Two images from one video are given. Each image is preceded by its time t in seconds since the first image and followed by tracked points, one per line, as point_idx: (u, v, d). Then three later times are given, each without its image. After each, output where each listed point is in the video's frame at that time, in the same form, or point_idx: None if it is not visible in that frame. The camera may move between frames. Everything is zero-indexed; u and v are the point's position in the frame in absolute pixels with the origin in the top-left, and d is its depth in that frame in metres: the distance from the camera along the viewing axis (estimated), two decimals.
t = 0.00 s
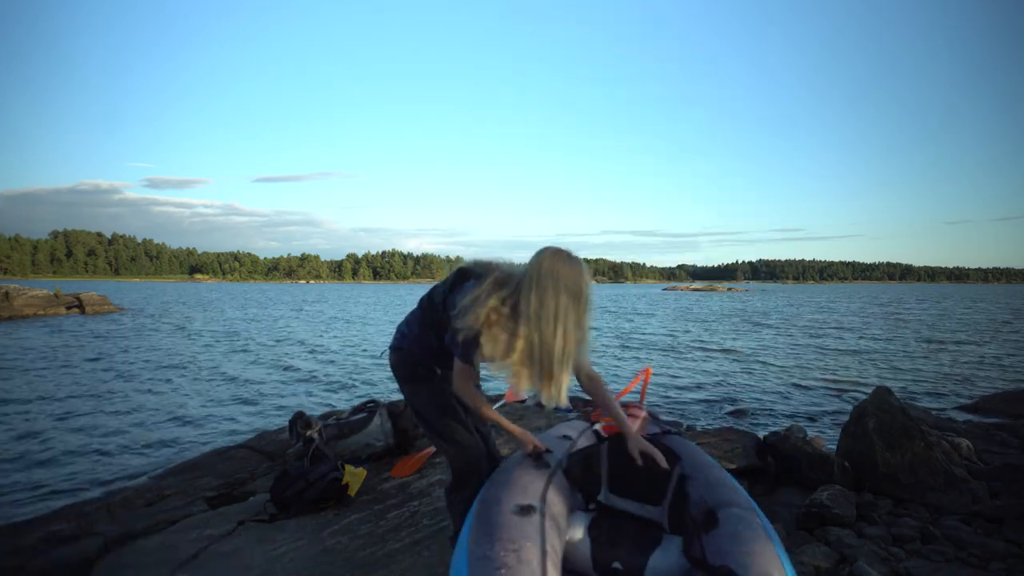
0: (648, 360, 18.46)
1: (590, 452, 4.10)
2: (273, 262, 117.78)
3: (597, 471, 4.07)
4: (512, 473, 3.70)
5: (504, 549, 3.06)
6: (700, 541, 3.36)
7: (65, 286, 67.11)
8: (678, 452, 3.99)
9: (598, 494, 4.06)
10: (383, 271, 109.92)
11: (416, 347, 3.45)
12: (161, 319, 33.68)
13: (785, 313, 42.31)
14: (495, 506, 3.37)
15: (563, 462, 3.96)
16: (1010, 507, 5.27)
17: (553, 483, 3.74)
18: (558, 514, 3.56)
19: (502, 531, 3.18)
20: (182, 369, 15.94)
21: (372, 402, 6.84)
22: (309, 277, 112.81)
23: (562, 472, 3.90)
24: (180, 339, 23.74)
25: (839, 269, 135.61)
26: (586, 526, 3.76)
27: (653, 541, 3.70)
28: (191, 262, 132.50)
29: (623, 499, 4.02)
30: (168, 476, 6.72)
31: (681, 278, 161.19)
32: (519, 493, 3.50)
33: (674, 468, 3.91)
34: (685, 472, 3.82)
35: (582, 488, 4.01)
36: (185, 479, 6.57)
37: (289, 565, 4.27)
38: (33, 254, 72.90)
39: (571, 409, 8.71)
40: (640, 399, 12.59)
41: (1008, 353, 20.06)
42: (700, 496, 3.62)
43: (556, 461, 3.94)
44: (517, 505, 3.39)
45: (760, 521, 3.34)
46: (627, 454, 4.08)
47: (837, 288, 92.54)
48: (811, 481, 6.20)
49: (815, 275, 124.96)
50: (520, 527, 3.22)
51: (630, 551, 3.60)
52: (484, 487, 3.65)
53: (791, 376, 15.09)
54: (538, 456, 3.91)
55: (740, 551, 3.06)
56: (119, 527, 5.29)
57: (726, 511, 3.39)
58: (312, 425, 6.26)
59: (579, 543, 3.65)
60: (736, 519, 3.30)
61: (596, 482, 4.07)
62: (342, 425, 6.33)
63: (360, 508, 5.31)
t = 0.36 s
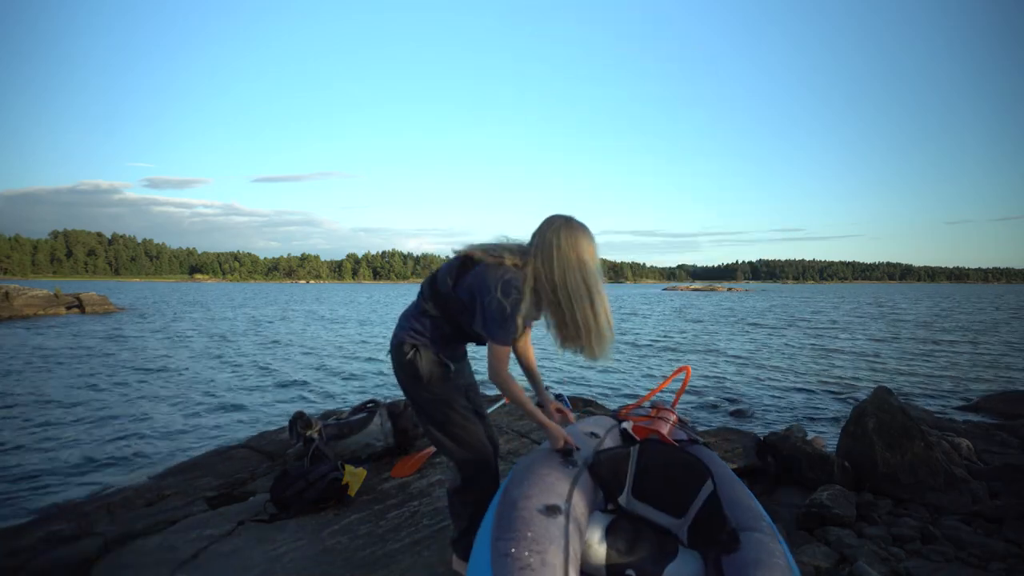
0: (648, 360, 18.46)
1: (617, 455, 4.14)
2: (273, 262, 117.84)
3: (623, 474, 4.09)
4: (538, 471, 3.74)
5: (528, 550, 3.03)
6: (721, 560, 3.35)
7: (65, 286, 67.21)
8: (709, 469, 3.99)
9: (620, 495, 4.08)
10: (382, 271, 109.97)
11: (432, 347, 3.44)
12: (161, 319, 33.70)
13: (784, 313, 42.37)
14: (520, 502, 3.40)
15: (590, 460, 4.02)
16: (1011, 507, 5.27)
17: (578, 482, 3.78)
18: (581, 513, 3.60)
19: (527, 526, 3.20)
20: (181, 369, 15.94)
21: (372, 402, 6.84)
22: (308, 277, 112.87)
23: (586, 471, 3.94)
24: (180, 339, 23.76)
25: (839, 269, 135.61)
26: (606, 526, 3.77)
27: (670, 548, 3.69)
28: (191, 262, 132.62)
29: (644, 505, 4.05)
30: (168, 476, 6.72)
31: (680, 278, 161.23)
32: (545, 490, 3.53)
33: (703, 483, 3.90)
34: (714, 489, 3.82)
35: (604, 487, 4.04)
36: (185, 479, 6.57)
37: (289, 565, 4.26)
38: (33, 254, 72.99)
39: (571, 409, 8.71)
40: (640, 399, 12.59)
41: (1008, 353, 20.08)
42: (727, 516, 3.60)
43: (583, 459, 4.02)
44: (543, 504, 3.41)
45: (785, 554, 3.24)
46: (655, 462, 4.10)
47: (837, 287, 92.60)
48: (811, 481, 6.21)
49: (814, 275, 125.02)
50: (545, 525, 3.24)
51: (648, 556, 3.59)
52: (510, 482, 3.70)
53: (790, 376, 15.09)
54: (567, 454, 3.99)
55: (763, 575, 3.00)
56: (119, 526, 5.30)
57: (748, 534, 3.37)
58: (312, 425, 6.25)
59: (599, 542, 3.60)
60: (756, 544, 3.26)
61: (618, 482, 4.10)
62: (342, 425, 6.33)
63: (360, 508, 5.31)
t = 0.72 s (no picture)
0: (649, 360, 18.46)
1: (614, 457, 4.15)
2: (273, 262, 117.86)
3: (621, 474, 4.13)
4: (536, 474, 3.75)
5: (526, 550, 3.01)
6: (719, 558, 3.32)
7: (65, 286, 67.14)
8: (705, 468, 3.99)
9: (617, 495, 4.10)
10: (382, 271, 109.89)
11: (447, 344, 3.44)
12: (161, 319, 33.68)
13: (785, 313, 42.32)
14: (519, 505, 3.41)
15: (589, 460, 4.05)
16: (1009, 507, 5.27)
17: (577, 483, 3.81)
18: (579, 514, 3.59)
19: (525, 527, 3.18)
20: (181, 369, 15.93)
21: (372, 401, 6.85)
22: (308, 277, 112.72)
23: (585, 471, 3.98)
24: (180, 339, 23.74)
25: (839, 269, 135.50)
26: (603, 527, 3.76)
27: (669, 549, 3.67)
28: (191, 262, 132.66)
29: (643, 505, 4.03)
30: (168, 476, 6.72)
31: (680, 278, 161.27)
32: (542, 493, 3.53)
33: (702, 482, 3.91)
34: (712, 487, 3.82)
35: (602, 489, 4.04)
36: (186, 479, 6.58)
37: (289, 564, 4.27)
38: (33, 254, 73.01)
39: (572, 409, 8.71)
40: (639, 399, 12.60)
41: (1010, 353, 20.03)
42: (724, 514, 3.59)
43: (580, 461, 4.03)
44: (541, 505, 3.41)
45: (782, 551, 3.22)
46: (651, 460, 4.14)
47: (837, 288, 92.60)
48: (811, 481, 6.22)
49: (815, 275, 124.94)
50: (543, 526, 3.23)
51: (647, 557, 3.56)
52: (510, 483, 3.71)
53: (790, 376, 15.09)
54: (564, 457, 4.00)
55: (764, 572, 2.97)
56: (119, 526, 5.30)
57: (745, 532, 3.35)
58: (312, 424, 6.23)
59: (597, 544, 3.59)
60: (754, 541, 3.25)
61: (616, 484, 4.11)
62: (342, 425, 6.32)
63: (360, 508, 5.31)
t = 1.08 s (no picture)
0: (649, 360, 18.45)
1: (614, 457, 4.15)
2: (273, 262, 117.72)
3: (621, 474, 4.13)
4: (536, 474, 3.75)
5: (527, 549, 3.01)
6: (720, 559, 3.31)
7: (65, 286, 67.17)
8: (706, 468, 3.99)
9: (617, 496, 4.10)
10: (382, 271, 109.83)
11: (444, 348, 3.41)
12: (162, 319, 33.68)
13: (785, 313, 42.32)
14: (519, 505, 3.40)
15: (589, 460, 4.05)
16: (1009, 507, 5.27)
17: (577, 483, 3.81)
18: (579, 515, 3.58)
19: (525, 527, 3.18)
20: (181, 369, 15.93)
21: (372, 402, 6.85)
22: (308, 277, 112.65)
23: (585, 472, 3.98)
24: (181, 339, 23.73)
25: (839, 269, 135.45)
26: (604, 528, 3.74)
27: (669, 549, 3.66)
28: (191, 261, 132.73)
29: (643, 506, 4.03)
30: (168, 476, 6.72)
31: (680, 278, 161.25)
32: (543, 494, 3.54)
33: (702, 482, 3.91)
34: (712, 487, 3.83)
35: (602, 490, 4.05)
36: (186, 479, 6.59)
37: (289, 564, 4.27)
38: (33, 253, 73.07)
39: (572, 409, 8.72)
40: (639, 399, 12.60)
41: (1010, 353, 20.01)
42: (724, 515, 3.59)
43: (580, 461, 4.03)
44: (541, 506, 3.41)
45: (783, 552, 3.21)
46: (650, 461, 4.14)
47: (836, 287, 92.61)
48: (811, 481, 6.22)
49: (815, 275, 124.88)
50: (544, 526, 3.23)
51: (647, 558, 3.55)
52: (509, 484, 3.72)
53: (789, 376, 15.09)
54: (564, 457, 4.00)
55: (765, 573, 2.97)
56: (119, 526, 5.30)
57: (745, 532, 3.35)
58: (312, 424, 6.22)
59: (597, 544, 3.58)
60: (754, 542, 3.24)
61: (616, 484, 4.11)
62: (342, 425, 6.32)
63: (360, 508, 5.31)
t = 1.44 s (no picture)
0: (648, 360, 18.44)
1: (613, 457, 4.15)
2: (274, 262, 117.68)
3: (621, 474, 4.13)
4: (535, 474, 3.75)
5: (527, 550, 3.01)
6: (720, 559, 3.32)
7: (65, 286, 67.18)
8: (705, 468, 3.99)
9: (617, 496, 4.10)
10: (382, 271, 109.81)
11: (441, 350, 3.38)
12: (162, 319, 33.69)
13: (785, 313, 42.30)
14: (519, 505, 3.40)
15: (588, 460, 4.05)
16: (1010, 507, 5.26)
17: (577, 483, 3.81)
18: (579, 515, 3.58)
19: (525, 527, 3.18)
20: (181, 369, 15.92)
21: (372, 402, 6.85)
22: (308, 277, 112.61)
23: (585, 472, 3.98)
24: (180, 339, 23.71)
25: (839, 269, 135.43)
26: (604, 527, 3.74)
27: (669, 549, 3.66)
28: (191, 261, 132.81)
29: (644, 506, 4.04)
30: (168, 476, 6.72)
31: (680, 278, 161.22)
32: (543, 493, 3.54)
33: (702, 483, 3.91)
34: (712, 487, 3.83)
35: (601, 489, 4.05)
36: (186, 479, 6.59)
37: (289, 564, 4.26)
38: (33, 253, 73.06)
39: (572, 409, 8.73)
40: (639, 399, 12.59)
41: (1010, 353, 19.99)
42: (725, 515, 3.59)
43: (580, 461, 4.04)
44: (541, 505, 3.41)
45: (782, 552, 3.22)
46: (650, 461, 4.14)
47: (836, 287, 92.62)
48: (811, 481, 6.22)
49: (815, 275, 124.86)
50: (544, 526, 3.23)
51: (646, 558, 3.55)
52: (509, 484, 3.72)
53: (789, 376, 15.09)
54: (564, 457, 4.00)
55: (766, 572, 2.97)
56: (119, 526, 5.31)
57: (745, 532, 3.35)
58: (312, 425, 6.22)
59: (598, 543, 3.58)
60: (754, 542, 3.24)
61: (616, 483, 4.11)
62: (342, 425, 6.32)
63: (360, 508, 5.31)
